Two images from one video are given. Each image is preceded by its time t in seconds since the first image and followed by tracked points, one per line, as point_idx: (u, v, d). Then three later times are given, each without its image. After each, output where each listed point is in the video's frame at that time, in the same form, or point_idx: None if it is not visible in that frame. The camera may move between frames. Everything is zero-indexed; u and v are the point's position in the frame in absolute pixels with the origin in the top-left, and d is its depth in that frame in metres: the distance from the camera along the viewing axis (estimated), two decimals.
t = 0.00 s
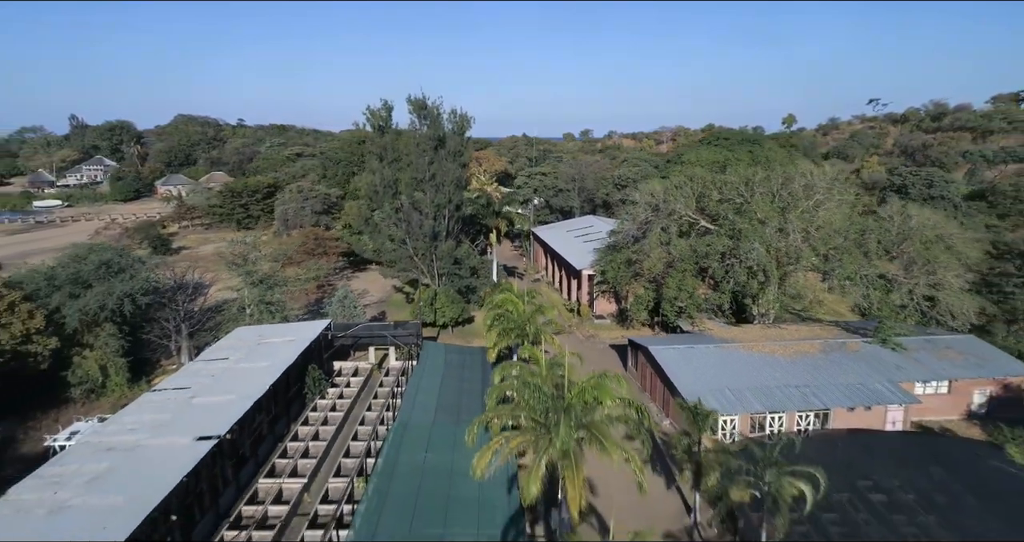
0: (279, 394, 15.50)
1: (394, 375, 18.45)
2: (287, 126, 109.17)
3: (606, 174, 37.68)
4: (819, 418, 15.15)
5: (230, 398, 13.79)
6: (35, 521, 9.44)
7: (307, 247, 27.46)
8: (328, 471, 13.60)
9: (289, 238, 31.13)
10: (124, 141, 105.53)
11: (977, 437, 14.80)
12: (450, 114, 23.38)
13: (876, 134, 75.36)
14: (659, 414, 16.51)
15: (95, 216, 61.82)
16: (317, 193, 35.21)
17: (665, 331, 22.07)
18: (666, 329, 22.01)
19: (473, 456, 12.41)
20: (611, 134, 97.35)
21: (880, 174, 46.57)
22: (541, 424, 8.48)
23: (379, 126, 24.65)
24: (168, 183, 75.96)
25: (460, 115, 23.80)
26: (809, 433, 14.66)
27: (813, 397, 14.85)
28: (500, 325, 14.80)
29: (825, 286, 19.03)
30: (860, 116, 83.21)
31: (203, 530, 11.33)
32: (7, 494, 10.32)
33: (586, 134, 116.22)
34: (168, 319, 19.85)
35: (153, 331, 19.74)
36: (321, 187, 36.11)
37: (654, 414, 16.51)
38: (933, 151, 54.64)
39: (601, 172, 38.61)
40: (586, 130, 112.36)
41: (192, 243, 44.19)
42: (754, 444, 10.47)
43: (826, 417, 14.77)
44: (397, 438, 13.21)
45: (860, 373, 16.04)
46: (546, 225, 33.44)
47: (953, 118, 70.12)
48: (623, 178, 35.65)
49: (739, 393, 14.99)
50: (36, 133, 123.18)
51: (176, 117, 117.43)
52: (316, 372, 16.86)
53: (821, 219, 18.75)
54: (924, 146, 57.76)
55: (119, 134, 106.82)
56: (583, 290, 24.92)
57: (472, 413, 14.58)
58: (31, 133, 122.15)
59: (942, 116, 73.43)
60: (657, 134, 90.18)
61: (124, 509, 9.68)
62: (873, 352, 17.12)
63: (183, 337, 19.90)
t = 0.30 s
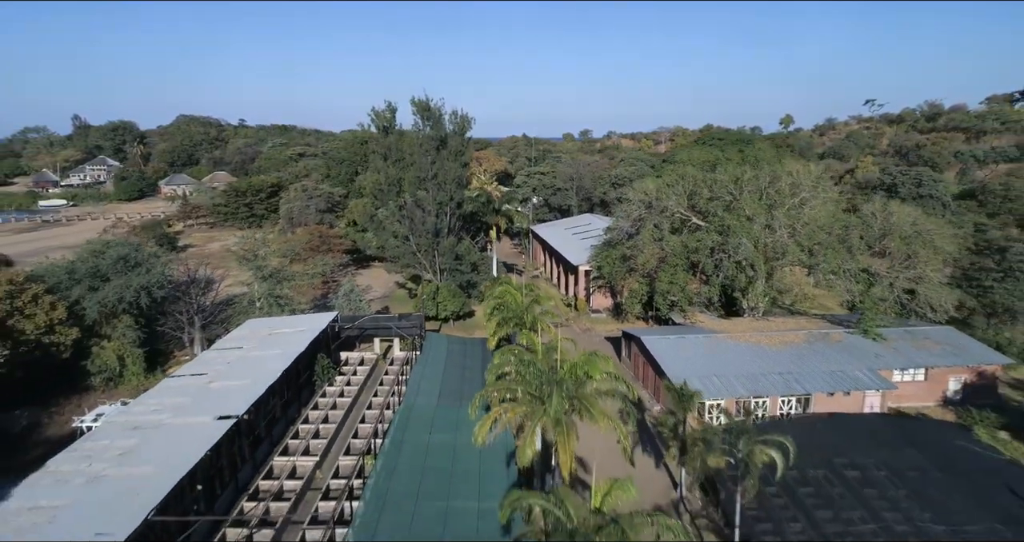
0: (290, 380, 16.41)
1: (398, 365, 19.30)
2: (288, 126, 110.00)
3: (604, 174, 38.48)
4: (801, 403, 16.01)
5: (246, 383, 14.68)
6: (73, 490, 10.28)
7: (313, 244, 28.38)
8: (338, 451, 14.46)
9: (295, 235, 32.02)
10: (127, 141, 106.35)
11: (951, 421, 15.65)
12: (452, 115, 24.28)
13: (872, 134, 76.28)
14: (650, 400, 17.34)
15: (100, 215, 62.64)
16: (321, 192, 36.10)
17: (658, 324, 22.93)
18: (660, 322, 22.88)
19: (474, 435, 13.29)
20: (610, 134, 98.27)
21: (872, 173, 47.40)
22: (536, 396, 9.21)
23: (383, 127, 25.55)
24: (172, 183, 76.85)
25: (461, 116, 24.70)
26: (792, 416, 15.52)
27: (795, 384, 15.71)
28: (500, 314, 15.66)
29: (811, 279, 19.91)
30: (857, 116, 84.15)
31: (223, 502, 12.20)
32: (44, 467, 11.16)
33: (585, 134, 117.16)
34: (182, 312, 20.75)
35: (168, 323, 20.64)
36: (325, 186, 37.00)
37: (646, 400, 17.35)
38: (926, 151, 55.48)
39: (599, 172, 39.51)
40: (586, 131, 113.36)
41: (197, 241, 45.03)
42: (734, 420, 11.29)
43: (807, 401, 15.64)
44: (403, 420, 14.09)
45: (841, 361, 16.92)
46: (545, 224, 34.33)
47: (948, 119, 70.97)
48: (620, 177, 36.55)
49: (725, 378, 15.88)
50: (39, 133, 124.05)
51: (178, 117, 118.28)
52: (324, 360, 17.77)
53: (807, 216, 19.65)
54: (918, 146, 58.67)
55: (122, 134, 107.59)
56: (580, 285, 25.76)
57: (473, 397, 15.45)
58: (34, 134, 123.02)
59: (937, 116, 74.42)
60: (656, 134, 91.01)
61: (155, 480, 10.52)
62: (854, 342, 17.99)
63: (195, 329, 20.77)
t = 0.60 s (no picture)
0: (300, 368, 17.31)
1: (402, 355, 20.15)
2: (290, 126, 110.85)
3: (601, 173, 39.33)
4: (785, 389, 16.87)
5: (259, 369, 15.56)
6: (105, 462, 11.19)
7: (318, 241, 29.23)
8: (346, 433, 15.32)
9: (300, 232, 32.87)
10: (130, 141, 107.19)
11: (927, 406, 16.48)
12: (453, 116, 25.16)
13: (868, 134, 77.15)
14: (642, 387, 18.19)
15: (105, 214, 63.58)
16: (325, 191, 36.96)
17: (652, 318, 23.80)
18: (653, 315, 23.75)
19: (475, 417, 14.20)
20: (609, 134, 99.03)
21: (865, 173, 48.23)
22: (530, 374, 10.07)
23: (387, 128, 27.00)
24: (176, 182, 77.76)
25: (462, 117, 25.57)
26: (775, 401, 16.37)
27: (779, 371, 16.58)
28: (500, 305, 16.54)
29: (797, 274, 20.78)
30: (853, 116, 85.01)
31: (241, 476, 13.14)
32: (76, 443, 12.06)
33: (585, 134, 118.23)
34: (194, 305, 21.65)
35: (180, 315, 21.53)
36: (329, 185, 37.85)
37: (638, 387, 18.19)
38: (920, 151, 56.24)
39: (597, 171, 40.38)
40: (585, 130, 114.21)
41: (203, 239, 45.95)
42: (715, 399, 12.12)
43: (790, 387, 16.49)
44: (408, 403, 14.95)
45: (824, 350, 17.79)
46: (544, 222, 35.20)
47: (942, 119, 71.76)
48: (617, 176, 37.39)
49: (712, 365, 16.78)
50: (42, 133, 124.90)
51: (181, 117, 119.13)
52: (332, 349, 18.66)
53: (793, 213, 20.62)
54: (912, 146, 59.54)
55: (126, 134, 108.42)
56: (576, 280, 26.64)
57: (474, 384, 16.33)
58: (38, 133, 124.03)
59: (932, 116, 75.36)
60: (654, 134, 91.72)
61: (180, 452, 11.43)
62: (838, 332, 18.87)
63: (208, 321, 21.67)
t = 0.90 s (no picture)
0: (309, 356, 18.20)
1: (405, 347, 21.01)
2: (292, 126, 111.74)
3: (598, 173, 40.20)
4: (770, 377, 17.71)
5: (271, 356, 16.46)
6: (132, 438, 12.05)
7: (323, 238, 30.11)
8: (354, 417, 16.18)
9: (304, 230, 33.73)
10: (133, 141, 108.09)
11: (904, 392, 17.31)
12: (455, 117, 26.01)
13: (863, 134, 78.06)
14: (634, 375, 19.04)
15: (110, 213, 64.45)
16: (328, 190, 37.83)
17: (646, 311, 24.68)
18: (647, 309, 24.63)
19: (476, 402, 15.07)
20: (607, 134, 100.11)
21: (858, 172, 49.09)
22: (526, 354, 10.91)
23: (390, 128, 28.39)
24: (179, 182, 78.66)
25: (463, 118, 26.32)
26: (760, 388, 17.22)
27: (764, 359, 17.43)
28: (498, 296, 17.44)
29: (785, 268, 21.67)
30: (849, 117, 85.93)
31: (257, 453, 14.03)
32: (103, 422, 12.91)
33: (585, 134, 119.24)
34: (205, 298, 22.53)
35: (192, 308, 22.41)
36: (332, 185, 38.69)
37: (631, 375, 19.06)
38: (913, 151, 57.08)
39: (595, 171, 41.26)
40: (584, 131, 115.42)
41: (207, 237, 46.79)
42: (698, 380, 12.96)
43: (774, 375, 17.34)
44: (411, 389, 15.82)
45: (808, 340, 18.67)
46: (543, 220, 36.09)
47: (936, 120, 72.60)
48: (614, 175, 38.28)
49: (701, 353, 17.67)
50: (45, 133, 125.84)
51: (183, 118, 120.06)
52: (338, 340, 19.55)
53: (780, 210, 21.55)
54: (906, 146, 60.43)
55: (128, 134, 109.21)
56: (573, 276, 27.53)
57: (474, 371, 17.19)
58: (41, 133, 125.01)
59: (926, 117, 76.28)
60: (652, 134, 92.59)
61: (202, 430, 12.31)
62: (822, 324, 19.75)
63: (218, 314, 22.55)
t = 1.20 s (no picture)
0: (317, 347, 19.09)
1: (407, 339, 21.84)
2: (293, 127, 112.59)
3: (595, 172, 41.03)
4: (756, 365, 18.56)
5: (281, 345, 17.35)
6: (156, 419, 12.91)
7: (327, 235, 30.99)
8: (359, 403, 17.04)
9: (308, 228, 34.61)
10: (135, 141, 108.97)
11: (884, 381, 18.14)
12: (455, 118, 26.92)
13: (859, 134, 78.95)
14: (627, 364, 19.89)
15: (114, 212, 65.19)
16: (331, 189, 38.70)
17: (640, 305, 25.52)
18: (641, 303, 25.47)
19: (476, 388, 15.94)
20: (606, 134, 100.95)
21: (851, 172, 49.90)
22: (522, 338, 11.81)
23: (393, 129, 29.60)
24: (182, 182, 79.59)
25: (463, 119, 27.28)
26: (746, 376, 18.06)
27: (750, 348, 18.27)
28: (497, 288, 18.31)
29: (773, 263, 22.54)
30: (845, 117, 86.79)
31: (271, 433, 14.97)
32: (127, 404, 13.79)
33: (585, 134, 120.46)
34: (215, 293, 23.45)
35: (202, 302, 23.32)
36: (335, 184, 39.57)
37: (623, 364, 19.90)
38: (906, 151, 57.90)
39: (592, 170, 42.11)
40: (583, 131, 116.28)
41: (212, 236, 47.66)
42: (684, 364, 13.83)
43: (760, 363, 18.19)
44: (415, 377, 16.69)
45: (793, 332, 19.55)
46: (541, 218, 36.95)
47: (931, 121, 73.36)
48: (611, 174, 39.16)
49: (689, 342, 18.56)
50: (48, 133, 126.69)
51: (185, 118, 120.94)
52: (344, 332, 20.44)
53: (767, 208, 22.43)
54: (900, 146, 61.31)
55: (131, 134, 110.02)
56: (570, 272, 28.37)
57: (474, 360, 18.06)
58: (44, 133, 125.99)
59: (921, 117, 77.18)
60: (650, 134, 93.28)
61: (220, 411, 13.19)
62: (807, 317, 20.64)
63: (228, 307, 23.49)
